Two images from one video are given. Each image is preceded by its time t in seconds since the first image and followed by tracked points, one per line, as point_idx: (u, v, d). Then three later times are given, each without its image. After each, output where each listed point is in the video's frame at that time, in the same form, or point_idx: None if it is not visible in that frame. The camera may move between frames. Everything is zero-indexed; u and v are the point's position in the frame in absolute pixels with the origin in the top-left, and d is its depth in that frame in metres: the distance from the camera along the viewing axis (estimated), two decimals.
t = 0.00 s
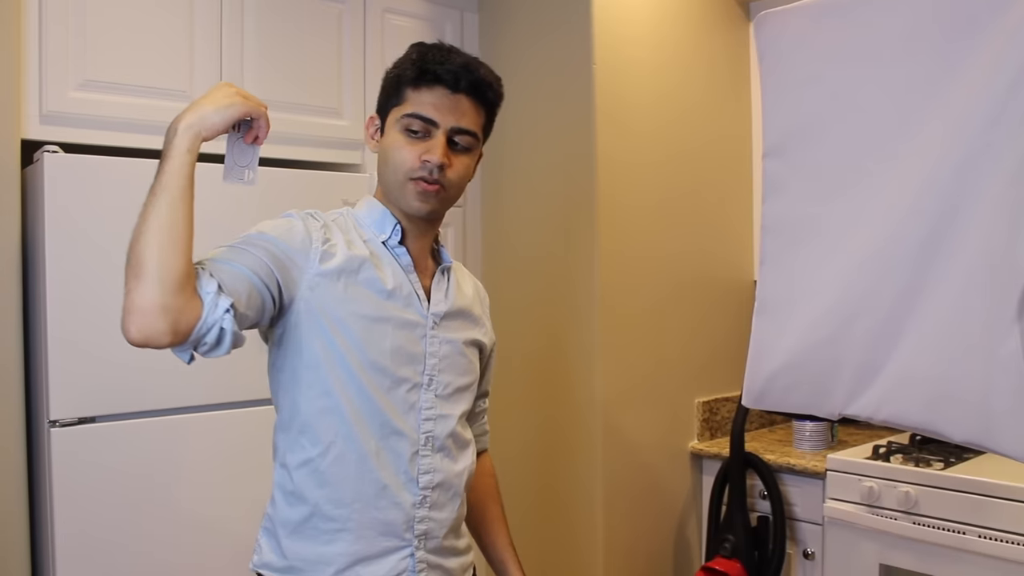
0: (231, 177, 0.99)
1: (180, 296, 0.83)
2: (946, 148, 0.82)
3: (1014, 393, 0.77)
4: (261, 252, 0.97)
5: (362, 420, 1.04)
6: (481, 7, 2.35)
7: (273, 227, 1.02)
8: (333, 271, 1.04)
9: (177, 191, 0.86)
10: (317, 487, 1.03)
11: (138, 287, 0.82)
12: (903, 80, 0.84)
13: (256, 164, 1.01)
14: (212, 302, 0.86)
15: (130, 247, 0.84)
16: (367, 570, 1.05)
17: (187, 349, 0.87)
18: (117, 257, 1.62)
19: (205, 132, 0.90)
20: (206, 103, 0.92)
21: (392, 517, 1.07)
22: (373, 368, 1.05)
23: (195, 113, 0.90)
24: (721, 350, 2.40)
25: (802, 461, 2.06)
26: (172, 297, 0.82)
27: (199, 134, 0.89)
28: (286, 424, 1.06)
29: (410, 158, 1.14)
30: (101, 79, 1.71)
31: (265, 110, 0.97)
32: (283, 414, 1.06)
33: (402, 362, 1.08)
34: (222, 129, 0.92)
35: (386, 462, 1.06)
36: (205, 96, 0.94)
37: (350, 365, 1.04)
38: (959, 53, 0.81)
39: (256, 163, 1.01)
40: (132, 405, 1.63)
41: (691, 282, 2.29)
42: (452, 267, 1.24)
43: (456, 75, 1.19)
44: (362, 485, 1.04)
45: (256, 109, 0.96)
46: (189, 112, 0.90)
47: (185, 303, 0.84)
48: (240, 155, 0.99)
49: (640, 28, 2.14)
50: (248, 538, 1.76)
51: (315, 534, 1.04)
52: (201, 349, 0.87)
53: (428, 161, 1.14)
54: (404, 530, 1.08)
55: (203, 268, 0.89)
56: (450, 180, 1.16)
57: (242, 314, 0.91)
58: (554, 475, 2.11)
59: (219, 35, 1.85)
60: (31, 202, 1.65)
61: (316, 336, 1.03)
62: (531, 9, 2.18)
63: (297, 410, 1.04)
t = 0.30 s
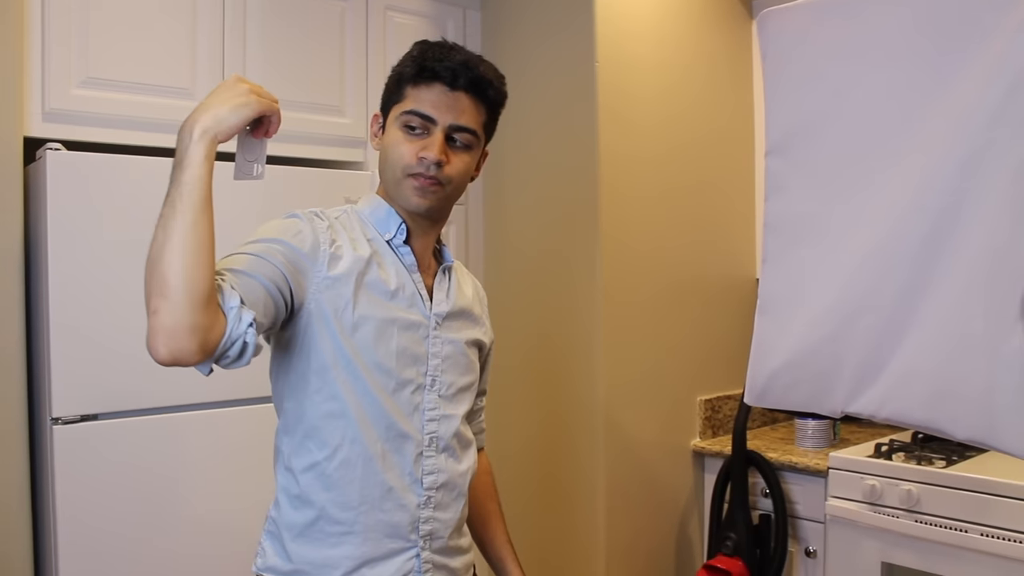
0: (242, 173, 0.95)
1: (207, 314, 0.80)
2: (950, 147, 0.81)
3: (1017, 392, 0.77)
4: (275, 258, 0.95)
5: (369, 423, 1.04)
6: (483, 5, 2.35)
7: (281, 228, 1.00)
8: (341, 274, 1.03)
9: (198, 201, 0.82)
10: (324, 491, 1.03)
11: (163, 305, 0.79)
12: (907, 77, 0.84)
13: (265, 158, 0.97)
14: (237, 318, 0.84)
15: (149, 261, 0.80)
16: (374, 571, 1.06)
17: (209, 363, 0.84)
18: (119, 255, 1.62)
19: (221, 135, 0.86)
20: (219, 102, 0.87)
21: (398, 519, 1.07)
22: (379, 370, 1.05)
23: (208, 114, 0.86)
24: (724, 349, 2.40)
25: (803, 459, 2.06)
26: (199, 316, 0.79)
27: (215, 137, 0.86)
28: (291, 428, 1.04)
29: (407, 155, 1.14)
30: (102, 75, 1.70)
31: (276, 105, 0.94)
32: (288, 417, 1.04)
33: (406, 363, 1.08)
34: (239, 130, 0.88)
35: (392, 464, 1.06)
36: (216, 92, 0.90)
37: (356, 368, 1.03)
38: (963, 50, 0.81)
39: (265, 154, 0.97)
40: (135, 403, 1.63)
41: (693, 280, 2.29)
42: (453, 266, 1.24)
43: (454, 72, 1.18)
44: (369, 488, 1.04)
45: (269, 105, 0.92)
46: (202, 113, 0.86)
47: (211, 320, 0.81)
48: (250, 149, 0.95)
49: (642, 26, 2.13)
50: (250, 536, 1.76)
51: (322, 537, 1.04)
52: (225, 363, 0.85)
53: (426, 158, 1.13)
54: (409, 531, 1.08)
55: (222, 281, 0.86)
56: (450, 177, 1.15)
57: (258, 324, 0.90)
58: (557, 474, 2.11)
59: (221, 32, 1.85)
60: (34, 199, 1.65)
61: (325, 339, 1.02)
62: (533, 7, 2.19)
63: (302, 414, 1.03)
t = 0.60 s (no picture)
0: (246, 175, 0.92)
1: (221, 333, 0.79)
2: (949, 143, 0.80)
3: (1015, 391, 0.75)
4: (281, 266, 0.94)
5: (370, 425, 1.04)
6: (482, 4, 2.35)
7: (282, 231, 0.98)
8: (341, 276, 1.03)
9: (211, 217, 0.81)
10: (325, 494, 1.03)
11: (179, 324, 0.78)
12: (904, 73, 0.83)
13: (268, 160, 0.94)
14: (250, 333, 0.83)
15: (163, 277, 0.79)
16: (376, 572, 1.06)
17: (220, 376, 0.84)
18: (117, 253, 1.62)
19: (232, 146, 0.84)
20: (231, 109, 0.86)
21: (399, 519, 1.07)
22: (379, 371, 1.05)
23: (220, 123, 0.85)
24: (722, 347, 2.40)
25: (801, 458, 2.06)
26: (215, 334, 0.79)
27: (226, 148, 0.84)
28: (291, 431, 1.04)
29: (397, 153, 1.13)
30: (101, 73, 1.70)
31: (285, 110, 0.91)
32: (288, 421, 1.04)
33: (405, 363, 1.08)
34: (249, 138, 0.86)
35: (392, 464, 1.06)
36: (225, 97, 0.88)
37: (357, 370, 1.03)
38: (961, 46, 0.79)
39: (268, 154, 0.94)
40: (132, 401, 1.63)
41: (691, 278, 2.29)
42: (450, 265, 1.24)
43: (440, 67, 1.17)
44: (370, 490, 1.04)
45: (278, 111, 0.90)
46: (214, 123, 0.84)
47: (225, 336, 0.80)
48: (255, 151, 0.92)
49: (641, 25, 2.14)
50: (248, 534, 1.76)
51: (323, 539, 1.04)
52: (238, 376, 0.85)
53: (415, 156, 1.12)
54: (410, 531, 1.08)
55: (231, 292, 0.84)
56: (440, 174, 1.14)
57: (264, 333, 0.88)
58: (555, 475, 2.11)
59: (220, 31, 1.85)
60: (32, 197, 1.65)
61: (326, 342, 1.02)
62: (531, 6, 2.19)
63: (303, 417, 1.03)
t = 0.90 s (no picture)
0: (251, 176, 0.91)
1: (231, 343, 0.79)
2: (947, 143, 0.79)
3: (1014, 390, 0.75)
4: (283, 269, 0.94)
5: (369, 425, 1.04)
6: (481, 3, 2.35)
7: (282, 233, 0.98)
8: (340, 278, 1.03)
9: (225, 229, 0.80)
10: (324, 495, 1.03)
11: (190, 335, 0.78)
12: (902, 72, 0.82)
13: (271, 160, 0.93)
14: (256, 341, 0.83)
15: (174, 287, 0.79)
16: (375, 572, 1.06)
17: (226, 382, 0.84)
18: (116, 253, 1.62)
19: (246, 155, 0.84)
20: (246, 116, 0.85)
21: (397, 519, 1.07)
22: (377, 371, 1.05)
23: (233, 130, 0.84)
24: (721, 346, 2.40)
25: (801, 458, 2.06)
26: (225, 345, 0.79)
27: (240, 156, 0.83)
28: (290, 433, 1.04)
29: (390, 153, 1.12)
30: (99, 73, 1.70)
31: (295, 115, 0.91)
32: (286, 422, 1.04)
33: (403, 362, 1.08)
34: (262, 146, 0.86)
35: (391, 464, 1.06)
36: (237, 100, 0.86)
37: (355, 370, 1.03)
38: (959, 45, 0.79)
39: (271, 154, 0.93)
40: (131, 401, 1.63)
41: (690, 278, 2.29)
42: (447, 263, 1.24)
43: (430, 66, 1.15)
44: (369, 490, 1.04)
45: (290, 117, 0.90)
46: (229, 130, 0.83)
47: (235, 346, 0.80)
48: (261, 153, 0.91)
49: (639, 24, 2.13)
50: (248, 534, 1.76)
51: (322, 540, 1.04)
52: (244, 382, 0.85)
53: (408, 155, 1.11)
54: (409, 530, 1.08)
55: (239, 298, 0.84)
56: (433, 174, 1.13)
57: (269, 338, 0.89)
58: (554, 475, 2.11)
59: (219, 31, 1.85)
60: (30, 197, 1.65)
61: (326, 343, 1.02)
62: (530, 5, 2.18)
63: (301, 417, 1.03)
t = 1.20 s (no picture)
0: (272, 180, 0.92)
1: (255, 353, 0.81)
2: (954, 145, 0.78)
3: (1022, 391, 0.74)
4: (296, 271, 0.94)
5: (375, 426, 1.04)
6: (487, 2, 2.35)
7: (292, 236, 0.98)
8: (349, 279, 1.03)
9: (252, 241, 0.81)
10: (330, 495, 1.03)
11: (216, 345, 0.79)
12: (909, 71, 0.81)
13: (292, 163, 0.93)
14: (277, 349, 0.85)
15: (202, 298, 0.80)
16: (381, 572, 1.06)
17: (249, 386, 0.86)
18: (123, 252, 1.62)
19: (273, 165, 0.84)
20: (274, 126, 0.85)
21: (403, 519, 1.07)
22: (384, 372, 1.05)
23: (261, 140, 0.84)
24: (726, 346, 2.39)
25: (807, 458, 2.06)
26: (249, 355, 0.81)
27: (266, 166, 0.84)
28: (296, 434, 1.04)
29: (398, 153, 1.12)
30: (107, 72, 1.70)
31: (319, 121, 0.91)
32: (292, 423, 1.04)
33: (409, 363, 1.08)
34: (288, 155, 0.86)
35: (396, 465, 1.06)
36: (264, 108, 0.86)
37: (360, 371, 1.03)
38: (969, 45, 0.78)
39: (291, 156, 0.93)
40: (138, 399, 1.64)
41: (697, 277, 2.28)
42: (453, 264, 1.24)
43: (437, 66, 1.15)
44: (375, 491, 1.04)
45: (315, 124, 0.90)
46: (257, 140, 0.84)
47: (258, 354, 0.82)
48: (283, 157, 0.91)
49: (646, 23, 2.13)
50: (253, 532, 1.76)
51: (328, 541, 1.04)
52: (264, 387, 0.87)
53: (417, 155, 1.11)
54: (414, 530, 1.08)
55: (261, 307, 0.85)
56: (442, 173, 1.13)
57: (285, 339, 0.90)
58: (559, 475, 2.12)
59: (225, 30, 1.85)
60: (38, 195, 1.65)
61: (335, 344, 1.02)
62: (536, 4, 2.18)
63: (308, 419, 1.03)
